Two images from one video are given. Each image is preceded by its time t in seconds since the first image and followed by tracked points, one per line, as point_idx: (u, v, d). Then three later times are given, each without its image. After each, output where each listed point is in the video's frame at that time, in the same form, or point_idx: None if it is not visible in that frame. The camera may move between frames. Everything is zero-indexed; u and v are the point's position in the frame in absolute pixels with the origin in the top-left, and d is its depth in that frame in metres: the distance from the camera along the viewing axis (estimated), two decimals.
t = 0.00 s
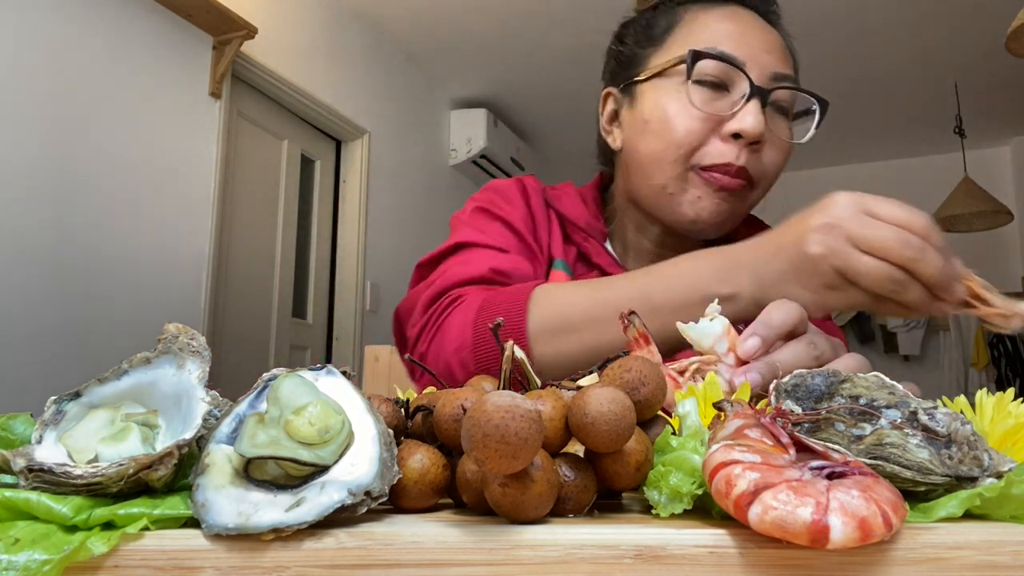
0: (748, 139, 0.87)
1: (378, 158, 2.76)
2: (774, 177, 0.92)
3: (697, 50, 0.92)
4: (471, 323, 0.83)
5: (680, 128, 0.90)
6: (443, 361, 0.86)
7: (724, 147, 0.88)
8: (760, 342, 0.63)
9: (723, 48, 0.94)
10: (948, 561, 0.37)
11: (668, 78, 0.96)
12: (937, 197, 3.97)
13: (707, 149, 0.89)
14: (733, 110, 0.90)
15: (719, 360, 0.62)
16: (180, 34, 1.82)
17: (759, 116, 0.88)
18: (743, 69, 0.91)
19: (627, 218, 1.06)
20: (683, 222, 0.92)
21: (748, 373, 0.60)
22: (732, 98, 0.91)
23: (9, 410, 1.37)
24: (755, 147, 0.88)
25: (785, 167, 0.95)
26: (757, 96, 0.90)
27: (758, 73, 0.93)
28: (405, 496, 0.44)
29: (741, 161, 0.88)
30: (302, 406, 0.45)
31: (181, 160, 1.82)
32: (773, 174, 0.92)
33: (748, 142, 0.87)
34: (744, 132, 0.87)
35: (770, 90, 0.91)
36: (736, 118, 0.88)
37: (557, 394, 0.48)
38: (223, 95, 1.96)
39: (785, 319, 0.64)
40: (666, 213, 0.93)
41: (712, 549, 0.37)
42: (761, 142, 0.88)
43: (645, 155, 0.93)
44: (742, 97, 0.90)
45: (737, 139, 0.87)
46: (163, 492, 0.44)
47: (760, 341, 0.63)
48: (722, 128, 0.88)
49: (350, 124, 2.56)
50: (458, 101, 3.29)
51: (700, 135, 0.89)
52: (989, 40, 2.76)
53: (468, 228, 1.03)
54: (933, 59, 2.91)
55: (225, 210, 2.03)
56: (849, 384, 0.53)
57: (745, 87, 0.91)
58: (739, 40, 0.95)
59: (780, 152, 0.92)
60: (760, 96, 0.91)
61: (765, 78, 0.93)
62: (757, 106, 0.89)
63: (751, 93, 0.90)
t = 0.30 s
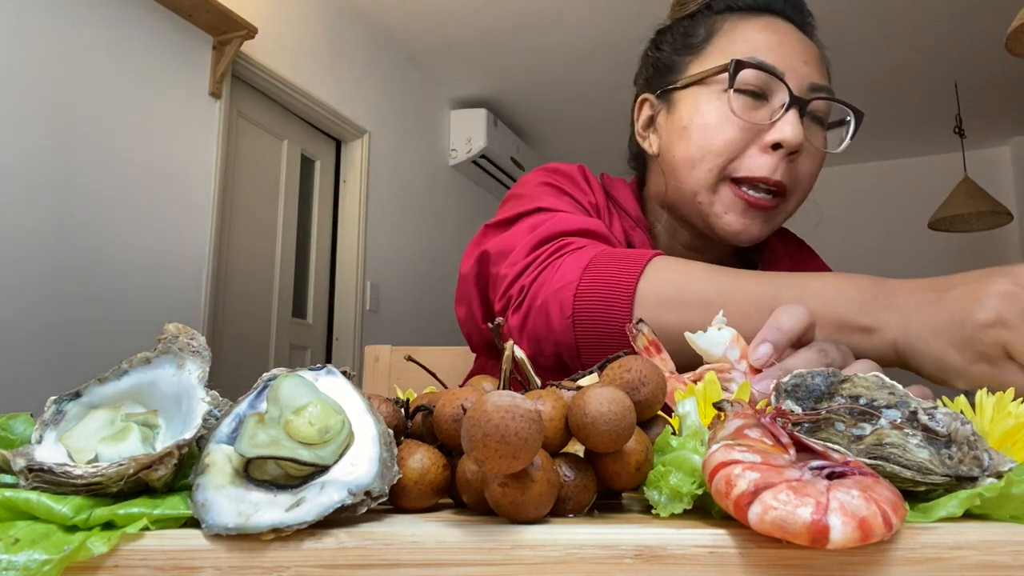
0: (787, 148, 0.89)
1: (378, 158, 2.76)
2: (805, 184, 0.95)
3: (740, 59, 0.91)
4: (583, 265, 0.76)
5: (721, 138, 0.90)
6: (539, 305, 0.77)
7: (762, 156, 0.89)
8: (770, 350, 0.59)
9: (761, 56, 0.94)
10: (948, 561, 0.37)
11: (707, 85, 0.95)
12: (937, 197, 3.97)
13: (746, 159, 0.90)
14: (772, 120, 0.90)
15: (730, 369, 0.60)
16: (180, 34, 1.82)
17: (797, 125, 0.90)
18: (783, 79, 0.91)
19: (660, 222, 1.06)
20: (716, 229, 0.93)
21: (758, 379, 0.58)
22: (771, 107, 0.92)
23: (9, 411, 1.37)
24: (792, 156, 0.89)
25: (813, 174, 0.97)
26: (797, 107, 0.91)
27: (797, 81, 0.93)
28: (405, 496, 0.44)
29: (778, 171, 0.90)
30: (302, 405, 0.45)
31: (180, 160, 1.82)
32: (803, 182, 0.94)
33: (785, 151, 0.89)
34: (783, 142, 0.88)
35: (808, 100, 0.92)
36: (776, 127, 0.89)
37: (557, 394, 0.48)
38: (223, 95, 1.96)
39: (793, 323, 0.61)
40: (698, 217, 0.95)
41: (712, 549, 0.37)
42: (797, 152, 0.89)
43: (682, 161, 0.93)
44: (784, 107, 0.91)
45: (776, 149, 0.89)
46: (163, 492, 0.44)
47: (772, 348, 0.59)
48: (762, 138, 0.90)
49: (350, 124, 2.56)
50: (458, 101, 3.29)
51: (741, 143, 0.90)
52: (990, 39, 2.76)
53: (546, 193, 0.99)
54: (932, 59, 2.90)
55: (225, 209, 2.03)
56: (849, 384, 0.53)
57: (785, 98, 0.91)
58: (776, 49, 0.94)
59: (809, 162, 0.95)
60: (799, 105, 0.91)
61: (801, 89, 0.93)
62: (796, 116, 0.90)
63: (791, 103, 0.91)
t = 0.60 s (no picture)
0: (751, 140, 0.84)
1: (378, 158, 2.75)
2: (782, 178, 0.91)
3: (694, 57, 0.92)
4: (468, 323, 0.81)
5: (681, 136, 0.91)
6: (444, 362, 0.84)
7: (725, 149, 0.87)
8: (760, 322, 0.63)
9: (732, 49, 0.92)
10: (947, 561, 0.37)
11: (679, 80, 0.97)
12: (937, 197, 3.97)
13: (708, 152, 0.88)
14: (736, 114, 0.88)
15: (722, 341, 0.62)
16: (180, 34, 1.82)
17: (761, 114, 0.86)
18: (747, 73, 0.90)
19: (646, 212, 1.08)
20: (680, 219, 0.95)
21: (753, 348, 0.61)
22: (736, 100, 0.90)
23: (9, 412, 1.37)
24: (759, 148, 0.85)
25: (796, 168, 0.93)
26: (763, 99, 0.89)
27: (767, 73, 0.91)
28: (405, 496, 0.44)
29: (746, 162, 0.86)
30: (302, 406, 0.45)
31: (180, 160, 1.82)
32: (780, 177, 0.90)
33: (751, 142, 0.85)
34: (746, 134, 0.84)
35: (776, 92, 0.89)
36: (740, 120, 0.86)
37: (557, 394, 0.48)
38: (223, 95, 1.96)
39: (784, 295, 0.64)
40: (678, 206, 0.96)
41: (712, 549, 0.37)
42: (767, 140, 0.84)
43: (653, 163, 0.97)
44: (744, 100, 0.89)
45: (740, 141, 0.85)
46: (163, 492, 0.44)
47: (762, 320, 0.63)
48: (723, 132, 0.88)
49: (350, 124, 2.55)
50: (458, 101, 3.29)
51: (702, 140, 0.89)
52: (990, 40, 2.76)
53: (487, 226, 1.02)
54: (931, 59, 2.90)
55: (225, 209, 2.03)
56: (849, 384, 0.53)
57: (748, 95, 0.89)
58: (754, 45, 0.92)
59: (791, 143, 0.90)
60: (762, 96, 0.89)
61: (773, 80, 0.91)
62: (758, 108, 0.87)
63: (755, 96, 0.89)
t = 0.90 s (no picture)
0: (663, 126, 0.84)
1: (378, 158, 2.75)
2: (714, 160, 0.87)
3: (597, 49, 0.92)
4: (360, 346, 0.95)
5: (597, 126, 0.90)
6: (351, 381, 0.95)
7: (641, 138, 0.86)
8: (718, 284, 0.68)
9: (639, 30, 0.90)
10: (947, 561, 0.37)
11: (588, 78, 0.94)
12: (937, 197, 3.97)
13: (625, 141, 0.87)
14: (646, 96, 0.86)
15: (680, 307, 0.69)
16: (180, 34, 1.82)
17: (673, 97, 0.85)
18: (651, 58, 0.88)
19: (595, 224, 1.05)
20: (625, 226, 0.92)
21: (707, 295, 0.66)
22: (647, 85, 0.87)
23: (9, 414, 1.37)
24: (673, 132, 0.84)
25: (731, 148, 0.89)
26: (674, 77, 0.87)
27: (674, 54, 0.88)
28: (405, 496, 0.44)
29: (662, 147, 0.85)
30: (302, 406, 0.45)
31: (180, 160, 1.82)
32: (711, 156, 0.86)
33: (665, 128, 0.84)
34: (655, 120, 0.84)
35: (684, 70, 0.87)
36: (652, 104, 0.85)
37: (557, 394, 0.48)
38: (223, 95, 1.96)
39: (744, 259, 0.69)
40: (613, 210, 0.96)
41: (712, 549, 0.37)
42: (679, 125, 0.84)
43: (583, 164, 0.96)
44: (653, 84, 0.87)
45: (654, 128, 0.85)
46: (164, 492, 0.44)
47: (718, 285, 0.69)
48: (637, 115, 0.86)
49: (350, 124, 2.55)
50: (458, 101, 3.29)
51: (617, 128, 0.88)
52: (990, 39, 2.76)
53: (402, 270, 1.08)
54: (931, 58, 2.90)
55: (225, 209, 2.03)
56: (849, 384, 0.53)
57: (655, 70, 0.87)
58: (658, 22, 0.89)
59: (717, 125, 0.86)
60: (671, 76, 0.86)
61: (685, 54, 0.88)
62: (666, 89, 0.85)
63: (664, 76, 0.86)
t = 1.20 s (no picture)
0: (595, 109, 0.86)
1: (378, 158, 2.76)
2: (652, 138, 0.90)
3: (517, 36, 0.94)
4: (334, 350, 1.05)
5: (528, 115, 0.92)
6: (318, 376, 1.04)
7: (575, 124, 0.88)
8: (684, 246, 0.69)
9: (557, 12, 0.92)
10: (947, 561, 0.37)
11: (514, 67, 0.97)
12: (937, 197, 3.97)
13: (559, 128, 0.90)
14: (574, 80, 0.89)
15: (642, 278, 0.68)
16: (180, 34, 1.82)
17: (603, 78, 0.87)
18: (576, 40, 0.90)
19: (550, 209, 1.08)
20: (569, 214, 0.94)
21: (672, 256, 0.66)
22: (573, 68, 0.90)
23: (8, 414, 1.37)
24: (607, 113, 0.87)
25: (669, 124, 0.92)
26: (601, 56, 0.89)
27: (599, 30, 0.90)
28: (405, 496, 0.44)
29: (597, 131, 0.88)
30: (302, 406, 0.45)
31: (180, 160, 1.82)
32: (648, 135, 0.89)
33: (598, 111, 0.87)
34: (586, 103, 0.86)
35: (611, 48, 0.89)
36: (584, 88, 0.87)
37: (557, 394, 0.48)
38: (223, 95, 1.96)
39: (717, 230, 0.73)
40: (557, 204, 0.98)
41: (711, 549, 0.37)
42: (612, 106, 0.86)
43: (518, 157, 0.98)
44: (581, 66, 0.89)
45: (586, 111, 0.87)
46: (164, 492, 0.44)
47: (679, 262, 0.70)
48: (567, 101, 0.88)
49: (350, 124, 2.55)
50: (458, 101, 3.29)
51: (548, 115, 0.90)
52: (990, 39, 2.75)
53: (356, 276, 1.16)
54: (931, 58, 2.90)
55: (225, 209, 2.03)
56: (849, 383, 0.53)
57: (579, 51, 0.89)
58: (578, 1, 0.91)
59: (651, 103, 0.88)
60: (598, 56, 0.89)
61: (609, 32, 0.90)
62: (595, 70, 0.87)
63: (589, 57, 0.89)
